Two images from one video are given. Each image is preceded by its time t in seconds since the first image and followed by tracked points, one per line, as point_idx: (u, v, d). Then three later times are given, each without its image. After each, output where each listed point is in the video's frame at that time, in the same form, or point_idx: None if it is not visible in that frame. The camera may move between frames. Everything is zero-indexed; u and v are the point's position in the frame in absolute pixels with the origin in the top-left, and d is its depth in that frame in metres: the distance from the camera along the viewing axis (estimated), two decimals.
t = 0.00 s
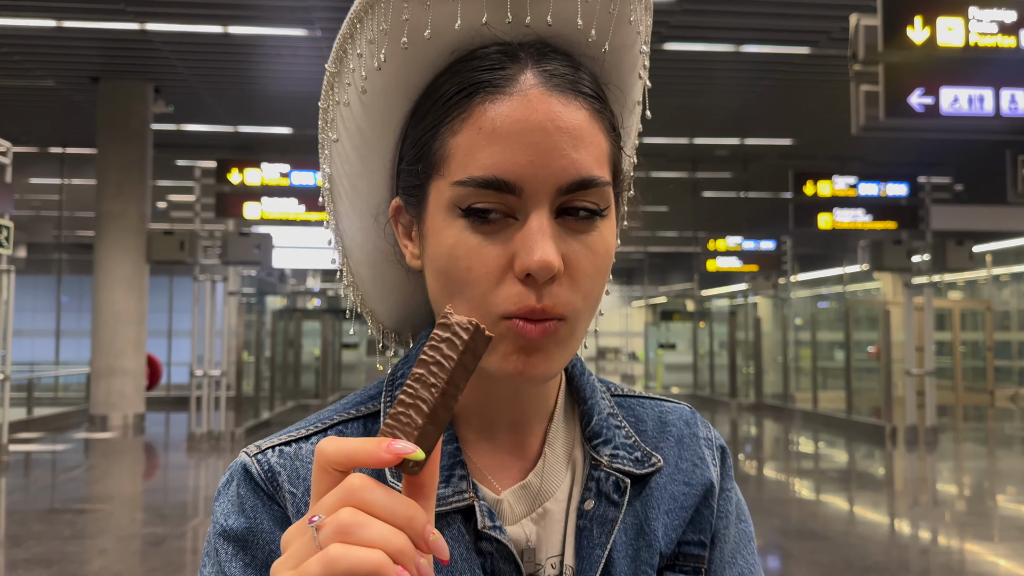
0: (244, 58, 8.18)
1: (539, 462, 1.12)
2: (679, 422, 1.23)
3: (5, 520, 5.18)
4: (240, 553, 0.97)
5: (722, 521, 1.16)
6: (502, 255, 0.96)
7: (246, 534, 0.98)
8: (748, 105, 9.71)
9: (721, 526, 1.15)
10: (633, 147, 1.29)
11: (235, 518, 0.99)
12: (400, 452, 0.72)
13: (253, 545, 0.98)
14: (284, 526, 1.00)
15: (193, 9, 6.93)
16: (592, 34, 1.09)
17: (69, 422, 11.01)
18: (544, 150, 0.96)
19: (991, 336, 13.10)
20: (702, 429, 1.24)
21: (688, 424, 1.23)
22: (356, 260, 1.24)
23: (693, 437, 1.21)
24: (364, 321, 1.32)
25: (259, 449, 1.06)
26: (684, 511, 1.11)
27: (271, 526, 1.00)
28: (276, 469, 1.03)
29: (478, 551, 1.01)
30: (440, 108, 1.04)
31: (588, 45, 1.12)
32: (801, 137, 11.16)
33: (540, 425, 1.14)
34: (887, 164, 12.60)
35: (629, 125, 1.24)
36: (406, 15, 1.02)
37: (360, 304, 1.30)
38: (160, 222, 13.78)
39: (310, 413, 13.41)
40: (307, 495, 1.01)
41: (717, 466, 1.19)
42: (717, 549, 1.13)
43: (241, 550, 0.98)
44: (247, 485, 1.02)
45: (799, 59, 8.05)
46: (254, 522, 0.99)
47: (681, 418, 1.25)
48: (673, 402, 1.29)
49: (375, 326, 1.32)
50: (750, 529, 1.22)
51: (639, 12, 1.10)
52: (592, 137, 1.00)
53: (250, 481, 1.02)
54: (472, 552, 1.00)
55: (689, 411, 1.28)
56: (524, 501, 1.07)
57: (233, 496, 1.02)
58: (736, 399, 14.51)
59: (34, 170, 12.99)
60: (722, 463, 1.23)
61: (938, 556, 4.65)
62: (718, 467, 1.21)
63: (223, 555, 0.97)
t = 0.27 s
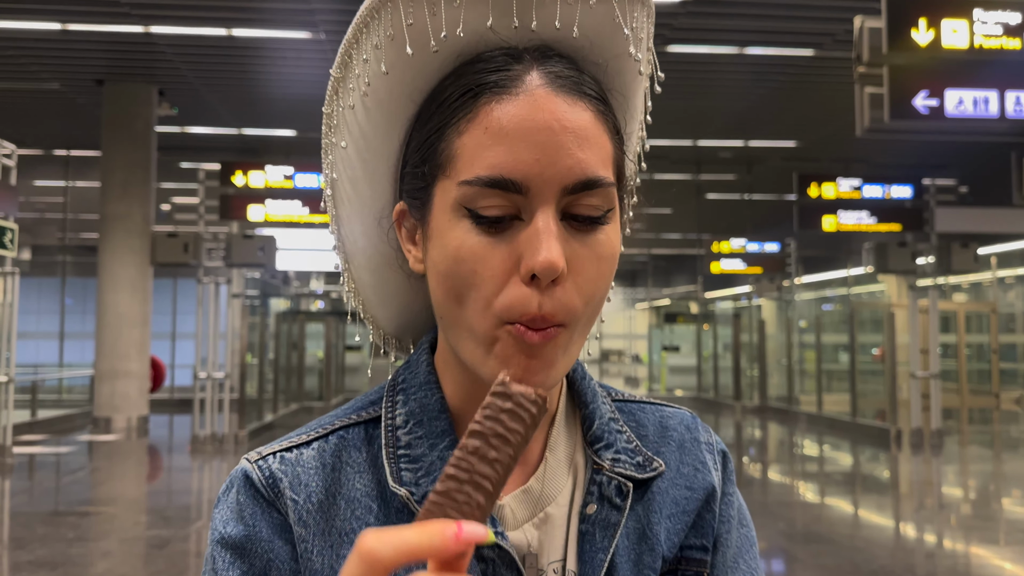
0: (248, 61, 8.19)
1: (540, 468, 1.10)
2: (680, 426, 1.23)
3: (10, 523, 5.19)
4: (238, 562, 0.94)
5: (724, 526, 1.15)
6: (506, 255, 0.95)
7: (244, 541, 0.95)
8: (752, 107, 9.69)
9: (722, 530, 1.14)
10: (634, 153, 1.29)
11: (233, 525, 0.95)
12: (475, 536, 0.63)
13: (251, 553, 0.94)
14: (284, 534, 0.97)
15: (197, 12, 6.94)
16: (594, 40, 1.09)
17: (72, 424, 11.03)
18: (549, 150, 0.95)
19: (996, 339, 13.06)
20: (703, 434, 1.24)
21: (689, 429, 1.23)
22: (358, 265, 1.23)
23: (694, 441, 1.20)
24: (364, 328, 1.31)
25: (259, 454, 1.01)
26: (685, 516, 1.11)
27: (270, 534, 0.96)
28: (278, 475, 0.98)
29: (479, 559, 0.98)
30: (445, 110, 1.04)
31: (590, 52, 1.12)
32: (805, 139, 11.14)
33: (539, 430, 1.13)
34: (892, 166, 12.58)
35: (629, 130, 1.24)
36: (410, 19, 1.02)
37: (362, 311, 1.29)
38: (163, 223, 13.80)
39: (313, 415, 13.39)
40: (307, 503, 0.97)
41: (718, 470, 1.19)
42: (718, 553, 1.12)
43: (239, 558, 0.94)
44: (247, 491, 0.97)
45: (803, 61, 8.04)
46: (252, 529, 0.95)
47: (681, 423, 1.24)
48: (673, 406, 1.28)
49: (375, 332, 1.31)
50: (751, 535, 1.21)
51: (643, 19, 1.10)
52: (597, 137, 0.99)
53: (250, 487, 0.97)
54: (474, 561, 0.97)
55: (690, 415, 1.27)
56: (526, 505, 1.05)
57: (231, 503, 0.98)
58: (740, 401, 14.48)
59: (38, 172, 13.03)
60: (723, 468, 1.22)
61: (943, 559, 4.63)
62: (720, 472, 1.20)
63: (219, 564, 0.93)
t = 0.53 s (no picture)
0: (250, 65, 8.21)
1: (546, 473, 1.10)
2: (684, 431, 1.22)
3: (10, 527, 5.18)
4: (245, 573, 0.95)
5: (727, 529, 1.15)
6: (515, 262, 0.95)
7: (251, 553, 0.96)
8: (753, 111, 9.71)
9: (726, 533, 1.14)
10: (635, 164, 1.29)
11: (241, 536, 0.96)
12: None
13: (258, 564, 0.95)
14: (292, 546, 0.97)
15: (200, 17, 6.96)
16: (597, 54, 1.10)
17: (74, 429, 11.02)
18: (556, 159, 0.96)
19: (997, 343, 13.05)
20: (706, 438, 1.23)
21: (692, 433, 1.22)
22: (364, 275, 1.23)
23: (698, 445, 1.20)
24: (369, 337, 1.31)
25: (271, 465, 1.02)
26: (691, 519, 1.10)
27: (277, 545, 0.97)
28: (287, 485, 0.99)
29: (486, 565, 0.98)
30: (453, 119, 1.04)
31: (593, 64, 1.12)
32: (805, 143, 11.17)
33: (544, 436, 1.13)
34: (892, 171, 12.59)
35: (631, 142, 1.25)
36: (418, 33, 1.03)
37: (366, 321, 1.28)
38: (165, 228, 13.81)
39: (314, 420, 13.37)
40: (317, 513, 0.97)
41: (722, 474, 1.19)
42: (722, 557, 1.13)
43: (245, 569, 0.95)
44: (256, 501, 0.98)
45: (804, 65, 8.06)
46: (259, 540, 0.96)
47: (685, 427, 1.24)
48: (676, 411, 1.28)
49: (380, 342, 1.31)
50: (755, 538, 1.21)
51: (644, 32, 1.10)
52: (603, 145, 1.00)
53: (259, 497, 0.98)
54: (478, 567, 0.97)
55: (693, 420, 1.27)
56: (534, 511, 1.04)
57: (242, 515, 0.98)
58: (741, 405, 14.47)
59: (40, 176, 13.06)
60: (728, 472, 1.22)
61: (946, 564, 4.62)
62: (724, 475, 1.20)
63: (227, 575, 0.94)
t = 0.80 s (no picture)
0: (249, 64, 8.21)
1: (546, 466, 1.10)
2: (679, 424, 1.23)
3: (8, 527, 5.17)
4: (246, 566, 0.94)
5: (725, 519, 1.15)
6: (518, 267, 0.96)
7: (252, 545, 0.95)
8: (751, 111, 9.71)
9: (723, 522, 1.15)
10: (634, 165, 1.30)
11: (244, 530, 0.95)
12: None
13: (259, 558, 0.94)
14: (294, 539, 0.96)
15: (198, 16, 6.95)
16: (603, 60, 1.10)
17: (71, 429, 11.00)
18: (561, 167, 0.96)
19: (994, 343, 13.08)
20: (702, 431, 1.24)
21: (688, 426, 1.23)
22: (367, 272, 1.23)
23: (694, 437, 1.20)
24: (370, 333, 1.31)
25: (273, 460, 1.02)
26: (689, 508, 1.11)
27: (279, 539, 0.96)
28: (291, 478, 0.98)
29: (487, 556, 0.98)
30: (458, 123, 1.04)
31: (598, 69, 1.12)
32: (803, 143, 11.18)
33: (543, 430, 1.14)
34: (890, 170, 12.61)
35: (632, 145, 1.25)
36: (427, 36, 1.03)
37: (368, 318, 1.29)
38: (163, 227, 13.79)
39: (312, 420, 13.35)
40: (320, 505, 0.97)
41: (718, 464, 1.20)
42: (720, 545, 1.13)
43: (247, 563, 0.94)
44: (258, 495, 0.97)
45: (802, 66, 8.07)
46: (261, 533, 0.95)
47: (680, 421, 1.24)
48: (671, 405, 1.28)
49: (381, 337, 1.32)
50: (751, 528, 1.21)
51: (648, 37, 1.11)
52: (606, 154, 1.00)
53: (262, 491, 0.97)
54: (478, 559, 0.97)
55: (688, 414, 1.27)
56: (533, 502, 1.05)
57: (244, 510, 0.97)
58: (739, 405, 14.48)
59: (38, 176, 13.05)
60: (723, 463, 1.23)
61: (943, 564, 4.63)
62: (719, 466, 1.21)
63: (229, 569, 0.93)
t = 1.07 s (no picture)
0: (248, 64, 8.20)
1: (557, 463, 1.11)
2: (690, 423, 1.22)
3: (7, 526, 5.18)
4: (257, 562, 0.95)
5: (735, 517, 1.15)
6: (526, 274, 0.96)
7: (264, 541, 0.96)
8: (751, 112, 9.71)
9: (734, 520, 1.15)
10: (648, 169, 1.29)
11: (256, 526, 0.97)
12: None
13: (271, 553, 0.95)
14: (306, 535, 0.97)
15: (197, 16, 6.95)
16: (618, 65, 1.10)
17: (70, 428, 11.00)
18: (571, 177, 0.96)
19: (993, 343, 13.08)
20: (712, 430, 1.23)
21: (698, 425, 1.22)
22: (380, 270, 1.24)
23: (704, 437, 1.20)
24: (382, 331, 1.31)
25: (287, 455, 1.03)
26: (700, 506, 1.10)
27: (290, 534, 0.97)
28: (304, 474, 0.99)
29: (498, 553, 0.99)
30: (469, 129, 1.04)
31: (612, 74, 1.12)
32: (803, 144, 11.19)
33: (554, 429, 1.14)
34: (890, 171, 12.61)
35: (645, 150, 1.25)
36: (441, 41, 1.03)
37: (381, 314, 1.29)
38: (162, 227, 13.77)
39: (310, 419, 13.34)
40: (333, 501, 0.97)
41: (728, 463, 1.19)
42: (731, 543, 1.13)
43: (258, 558, 0.95)
44: (272, 490, 0.98)
45: (802, 66, 8.07)
46: (273, 529, 0.96)
47: (690, 420, 1.24)
48: (681, 404, 1.28)
49: (393, 334, 1.32)
50: (762, 527, 1.21)
51: (664, 41, 1.11)
52: (617, 162, 1.00)
53: (275, 486, 0.99)
54: (489, 556, 0.97)
55: (698, 413, 1.27)
56: (544, 499, 1.06)
57: (258, 506, 0.98)
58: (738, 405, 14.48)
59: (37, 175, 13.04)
60: (733, 462, 1.22)
61: (941, 564, 4.64)
62: (729, 465, 1.21)
63: (241, 564, 0.95)
